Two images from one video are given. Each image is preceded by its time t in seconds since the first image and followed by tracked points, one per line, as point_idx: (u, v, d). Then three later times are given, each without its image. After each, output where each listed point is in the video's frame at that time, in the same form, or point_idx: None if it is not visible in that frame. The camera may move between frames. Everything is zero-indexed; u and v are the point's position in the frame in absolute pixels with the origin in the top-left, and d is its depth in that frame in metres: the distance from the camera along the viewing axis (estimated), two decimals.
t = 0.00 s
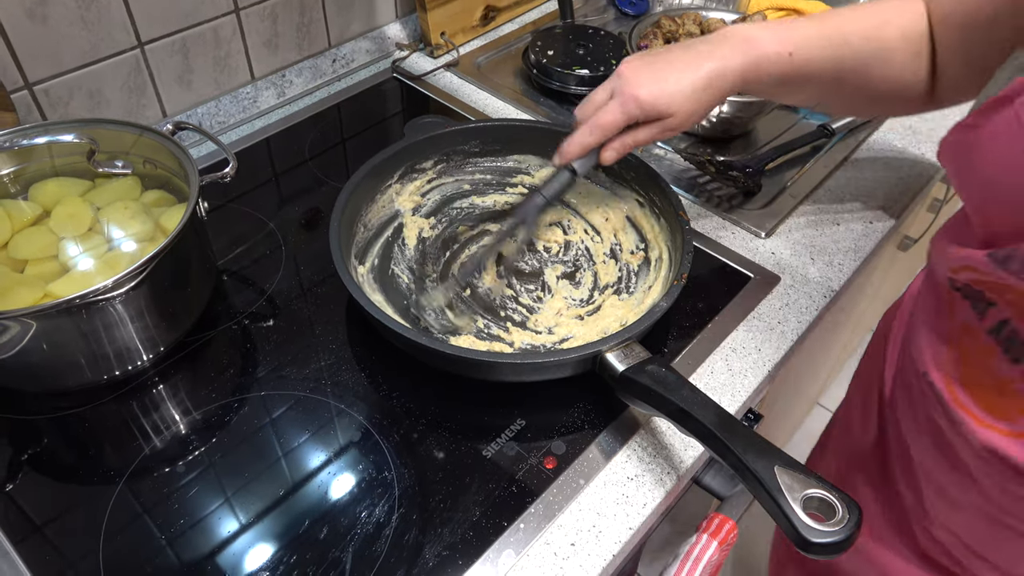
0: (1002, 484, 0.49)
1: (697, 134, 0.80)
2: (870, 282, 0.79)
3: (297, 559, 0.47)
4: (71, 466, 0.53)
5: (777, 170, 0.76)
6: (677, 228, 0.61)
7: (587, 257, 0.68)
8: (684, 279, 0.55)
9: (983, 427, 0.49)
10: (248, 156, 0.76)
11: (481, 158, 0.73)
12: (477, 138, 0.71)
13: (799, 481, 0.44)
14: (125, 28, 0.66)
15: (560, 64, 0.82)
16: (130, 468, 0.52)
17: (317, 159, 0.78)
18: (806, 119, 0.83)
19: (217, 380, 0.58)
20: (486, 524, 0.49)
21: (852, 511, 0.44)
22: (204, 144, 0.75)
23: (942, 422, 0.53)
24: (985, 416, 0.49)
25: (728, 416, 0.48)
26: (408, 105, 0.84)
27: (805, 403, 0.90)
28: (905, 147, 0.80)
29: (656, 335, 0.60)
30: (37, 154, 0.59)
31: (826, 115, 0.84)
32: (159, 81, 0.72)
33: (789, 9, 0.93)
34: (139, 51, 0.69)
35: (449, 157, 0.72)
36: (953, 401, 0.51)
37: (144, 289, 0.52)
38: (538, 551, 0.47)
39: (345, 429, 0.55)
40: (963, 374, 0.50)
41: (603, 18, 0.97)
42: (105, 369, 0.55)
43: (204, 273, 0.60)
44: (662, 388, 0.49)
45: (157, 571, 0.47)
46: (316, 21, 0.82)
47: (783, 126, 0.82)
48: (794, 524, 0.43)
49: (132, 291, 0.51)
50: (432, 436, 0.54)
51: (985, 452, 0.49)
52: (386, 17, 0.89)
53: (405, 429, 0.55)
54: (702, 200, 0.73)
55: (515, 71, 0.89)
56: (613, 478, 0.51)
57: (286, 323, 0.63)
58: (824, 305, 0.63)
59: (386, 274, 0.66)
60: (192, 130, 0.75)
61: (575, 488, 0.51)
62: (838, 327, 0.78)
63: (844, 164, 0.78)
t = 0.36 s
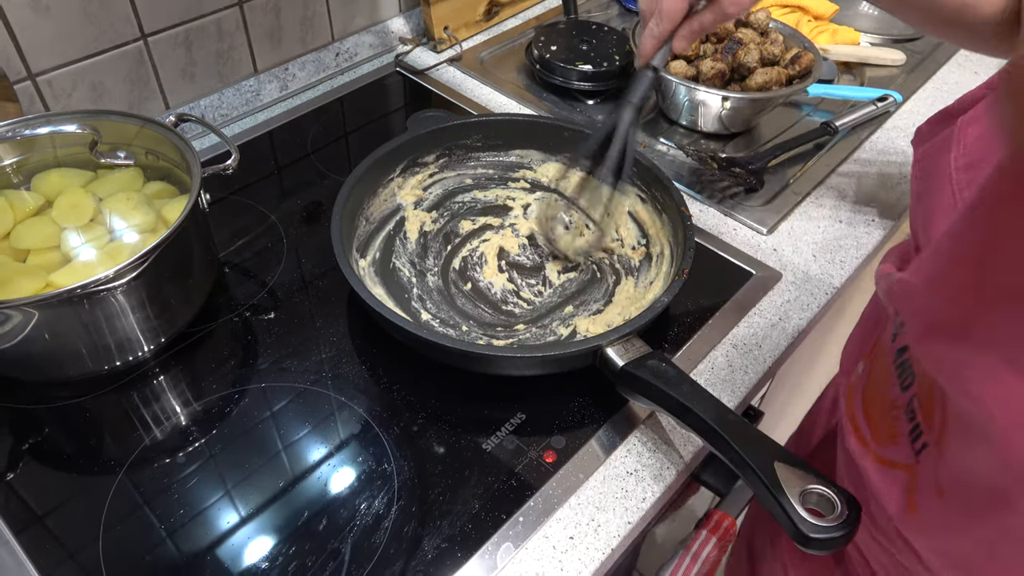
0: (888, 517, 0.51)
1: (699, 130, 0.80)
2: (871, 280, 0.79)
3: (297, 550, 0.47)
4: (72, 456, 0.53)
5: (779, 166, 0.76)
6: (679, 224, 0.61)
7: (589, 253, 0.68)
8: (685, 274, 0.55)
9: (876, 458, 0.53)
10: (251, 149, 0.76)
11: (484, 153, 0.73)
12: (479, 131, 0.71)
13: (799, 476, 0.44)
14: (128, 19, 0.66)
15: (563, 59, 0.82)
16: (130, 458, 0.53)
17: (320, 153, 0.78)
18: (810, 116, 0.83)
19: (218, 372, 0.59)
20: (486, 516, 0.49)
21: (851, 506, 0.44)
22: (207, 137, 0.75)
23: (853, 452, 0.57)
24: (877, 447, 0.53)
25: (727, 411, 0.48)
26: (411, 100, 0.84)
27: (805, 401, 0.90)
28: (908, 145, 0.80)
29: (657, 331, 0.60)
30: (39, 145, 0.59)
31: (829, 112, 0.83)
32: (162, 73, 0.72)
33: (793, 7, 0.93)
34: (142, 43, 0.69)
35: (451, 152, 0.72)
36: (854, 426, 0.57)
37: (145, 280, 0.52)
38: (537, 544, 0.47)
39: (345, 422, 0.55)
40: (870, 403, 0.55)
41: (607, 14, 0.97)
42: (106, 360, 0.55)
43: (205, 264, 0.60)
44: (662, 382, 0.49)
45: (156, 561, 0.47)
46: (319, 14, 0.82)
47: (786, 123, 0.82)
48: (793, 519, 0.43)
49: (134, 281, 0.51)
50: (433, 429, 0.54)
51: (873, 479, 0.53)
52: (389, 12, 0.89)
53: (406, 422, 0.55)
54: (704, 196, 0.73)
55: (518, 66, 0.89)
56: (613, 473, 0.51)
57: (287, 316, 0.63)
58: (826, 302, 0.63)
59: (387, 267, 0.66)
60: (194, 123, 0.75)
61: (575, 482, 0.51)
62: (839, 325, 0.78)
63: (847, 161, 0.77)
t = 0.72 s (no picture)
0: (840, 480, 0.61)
1: (710, 125, 0.79)
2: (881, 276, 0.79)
3: (306, 539, 0.48)
4: (83, 443, 0.53)
5: (790, 161, 0.76)
6: (690, 218, 0.60)
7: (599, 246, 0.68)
8: (696, 268, 0.55)
9: (837, 431, 0.62)
10: (262, 140, 0.76)
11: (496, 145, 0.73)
12: (490, 124, 0.71)
13: (809, 470, 0.44)
14: (140, 9, 0.66)
15: (574, 52, 0.82)
16: (141, 445, 0.53)
17: (330, 144, 0.78)
18: (821, 111, 0.83)
19: (228, 361, 0.59)
20: (495, 507, 0.49)
21: (862, 500, 0.43)
22: (218, 127, 0.75)
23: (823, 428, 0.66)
24: (842, 423, 0.62)
25: (737, 404, 0.48)
26: (421, 92, 0.84)
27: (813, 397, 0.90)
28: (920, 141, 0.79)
29: (666, 324, 0.60)
30: (51, 133, 0.60)
31: (841, 108, 0.83)
32: (174, 63, 0.72)
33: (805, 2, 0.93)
34: (154, 33, 0.69)
35: (462, 144, 0.72)
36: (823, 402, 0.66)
37: (157, 269, 0.53)
38: (546, 535, 0.47)
39: (354, 413, 0.55)
40: (837, 384, 0.64)
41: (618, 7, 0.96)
42: (117, 348, 0.55)
43: (216, 254, 0.60)
44: (672, 375, 0.49)
45: (165, 550, 0.47)
46: (330, 6, 0.82)
47: (797, 118, 0.82)
48: (803, 513, 0.43)
49: (145, 270, 0.52)
50: (442, 420, 0.54)
51: (836, 451, 0.62)
52: (399, 3, 0.89)
53: (415, 412, 0.55)
54: (714, 190, 0.73)
55: (528, 59, 0.89)
56: (622, 465, 0.51)
57: (297, 306, 0.63)
58: (836, 297, 0.63)
59: (397, 259, 0.66)
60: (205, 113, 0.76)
61: (584, 475, 0.51)
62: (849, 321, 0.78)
63: (858, 156, 0.77)
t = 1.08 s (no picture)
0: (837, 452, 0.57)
1: (718, 120, 0.79)
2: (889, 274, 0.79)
3: (312, 529, 0.48)
4: (91, 432, 0.53)
5: (799, 157, 0.75)
6: (699, 213, 0.60)
7: (607, 240, 0.68)
8: (704, 263, 0.55)
9: (834, 401, 0.58)
10: (270, 132, 0.76)
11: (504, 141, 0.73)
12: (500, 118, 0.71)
13: (815, 466, 0.44)
14: None
15: (582, 46, 0.82)
16: (148, 435, 0.53)
17: (338, 136, 0.78)
18: (830, 107, 0.82)
19: (235, 352, 0.59)
20: (501, 499, 0.49)
21: (869, 497, 0.43)
22: (227, 119, 0.76)
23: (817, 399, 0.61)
24: (838, 393, 0.57)
25: (744, 400, 0.47)
26: (429, 85, 0.84)
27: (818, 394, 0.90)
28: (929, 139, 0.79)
29: (674, 319, 0.60)
30: (61, 123, 0.60)
31: (850, 104, 0.83)
32: (183, 54, 0.72)
33: None
34: (163, 24, 0.69)
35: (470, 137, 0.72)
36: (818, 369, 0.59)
37: (165, 259, 0.53)
38: (552, 528, 0.48)
39: (360, 405, 0.55)
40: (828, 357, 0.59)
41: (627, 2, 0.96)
42: (126, 338, 0.56)
43: (224, 245, 0.60)
44: (679, 369, 0.49)
45: (170, 540, 0.47)
46: None
47: (806, 114, 0.81)
48: (810, 509, 0.43)
49: (155, 260, 0.52)
50: (448, 413, 0.54)
51: (833, 423, 0.57)
52: None
53: (422, 405, 0.55)
54: (722, 185, 0.73)
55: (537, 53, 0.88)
56: (628, 459, 0.52)
57: (305, 298, 0.63)
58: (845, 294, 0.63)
59: (405, 251, 0.66)
60: (214, 104, 0.76)
61: (590, 468, 0.51)
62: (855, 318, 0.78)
63: (867, 153, 0.77)
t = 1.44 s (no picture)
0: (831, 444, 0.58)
1: (726, 119, 0.79)
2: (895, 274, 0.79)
3: (320, 523, 0.48)
4: (99, 425, 0.53)
5: (806, 157, 0.75)
6: (706, 212, 0.60)
7: (615, 238, 0.68)
8: (712, 261, 0.55)
9: (830, 391, 0.58)
10: (279, 127, 0.77)
11: (513, 138, 0.73)
12: (511, 114, 0.71)
13: (820, 464, 0.45)
14: None
15: (590, 44, 0.82)
16: (157, 428, 0.53)
17: (346, 132, 0.78)
18: (838, 107, 0.82)
19: (244, 346, 0.59)
20: (508, 495, 0.49)
21: (873, 496, 0.44)
22: (236, 114, 0.76)
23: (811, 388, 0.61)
24: (833, 382, 0.58)
25: (750, 398, 0.48)
26: (436, 82, 0.84)
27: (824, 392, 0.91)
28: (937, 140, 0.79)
29: (681, 317, 0.60)
30: (72, 117, 0.60)
31: (858, 104, 0.83)
32: (193, 50, 0.72)
33: None
34: (174, 19, 0.69)
35: (480, 133, 0.72)
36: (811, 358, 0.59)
37: (175, 253, 0.53)
38: (558, 524, 0.48)
39: (366, 400, 0.55)
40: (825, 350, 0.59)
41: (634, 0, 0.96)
42: (135, 331, 0.56)
43: (233, 240, 0.60)
44: (686, 367, 0.49)
45: (176, 534, 0.47)
46: None
47: (814, 114, 0.81)
48: (813, 508, 0.43)
49: (165, 254, 0.52)
50: (456, 409, 0.55)
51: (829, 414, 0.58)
52: None
53: (430, 400, 0.55)
54: (730, 184, 0.73)
55: (545, 51, 0.88)
56: (634, 456, 0.52)
57: (313, 293, 0.63)
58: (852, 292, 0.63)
59: (414, 246, 0.66)
60: (223, 99, 0.76)
61: (596, 465, 0.51)
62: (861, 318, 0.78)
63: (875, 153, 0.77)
